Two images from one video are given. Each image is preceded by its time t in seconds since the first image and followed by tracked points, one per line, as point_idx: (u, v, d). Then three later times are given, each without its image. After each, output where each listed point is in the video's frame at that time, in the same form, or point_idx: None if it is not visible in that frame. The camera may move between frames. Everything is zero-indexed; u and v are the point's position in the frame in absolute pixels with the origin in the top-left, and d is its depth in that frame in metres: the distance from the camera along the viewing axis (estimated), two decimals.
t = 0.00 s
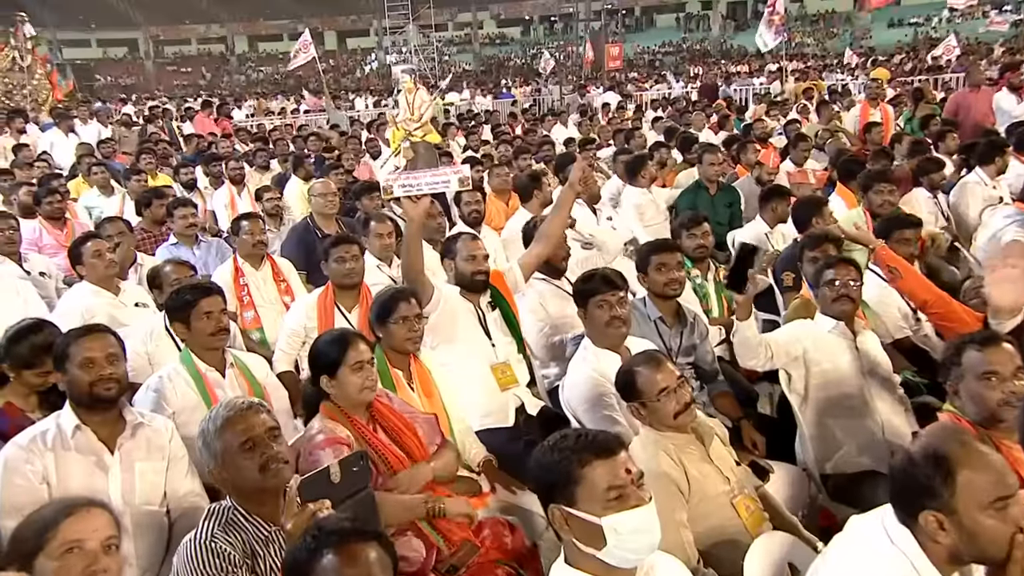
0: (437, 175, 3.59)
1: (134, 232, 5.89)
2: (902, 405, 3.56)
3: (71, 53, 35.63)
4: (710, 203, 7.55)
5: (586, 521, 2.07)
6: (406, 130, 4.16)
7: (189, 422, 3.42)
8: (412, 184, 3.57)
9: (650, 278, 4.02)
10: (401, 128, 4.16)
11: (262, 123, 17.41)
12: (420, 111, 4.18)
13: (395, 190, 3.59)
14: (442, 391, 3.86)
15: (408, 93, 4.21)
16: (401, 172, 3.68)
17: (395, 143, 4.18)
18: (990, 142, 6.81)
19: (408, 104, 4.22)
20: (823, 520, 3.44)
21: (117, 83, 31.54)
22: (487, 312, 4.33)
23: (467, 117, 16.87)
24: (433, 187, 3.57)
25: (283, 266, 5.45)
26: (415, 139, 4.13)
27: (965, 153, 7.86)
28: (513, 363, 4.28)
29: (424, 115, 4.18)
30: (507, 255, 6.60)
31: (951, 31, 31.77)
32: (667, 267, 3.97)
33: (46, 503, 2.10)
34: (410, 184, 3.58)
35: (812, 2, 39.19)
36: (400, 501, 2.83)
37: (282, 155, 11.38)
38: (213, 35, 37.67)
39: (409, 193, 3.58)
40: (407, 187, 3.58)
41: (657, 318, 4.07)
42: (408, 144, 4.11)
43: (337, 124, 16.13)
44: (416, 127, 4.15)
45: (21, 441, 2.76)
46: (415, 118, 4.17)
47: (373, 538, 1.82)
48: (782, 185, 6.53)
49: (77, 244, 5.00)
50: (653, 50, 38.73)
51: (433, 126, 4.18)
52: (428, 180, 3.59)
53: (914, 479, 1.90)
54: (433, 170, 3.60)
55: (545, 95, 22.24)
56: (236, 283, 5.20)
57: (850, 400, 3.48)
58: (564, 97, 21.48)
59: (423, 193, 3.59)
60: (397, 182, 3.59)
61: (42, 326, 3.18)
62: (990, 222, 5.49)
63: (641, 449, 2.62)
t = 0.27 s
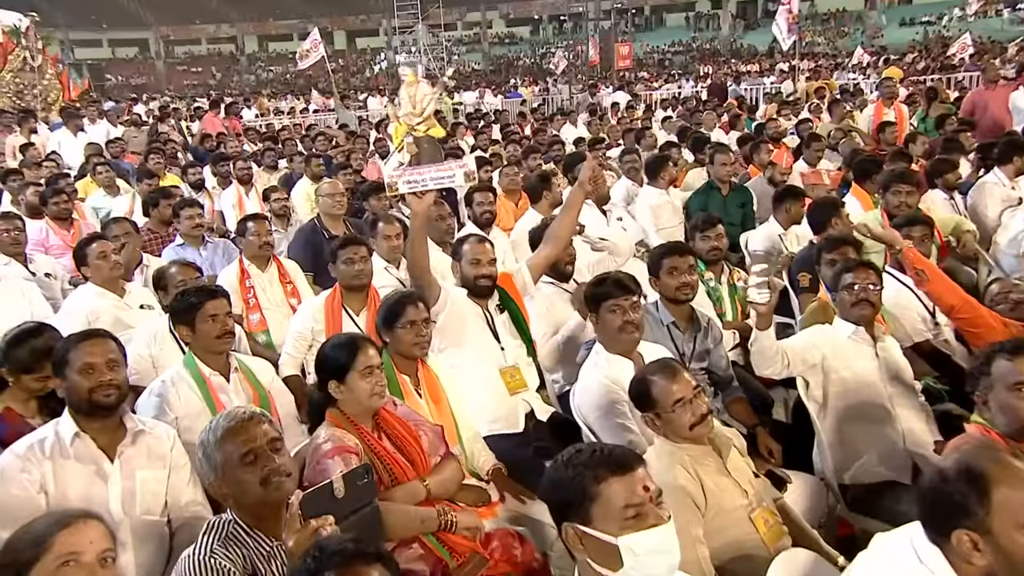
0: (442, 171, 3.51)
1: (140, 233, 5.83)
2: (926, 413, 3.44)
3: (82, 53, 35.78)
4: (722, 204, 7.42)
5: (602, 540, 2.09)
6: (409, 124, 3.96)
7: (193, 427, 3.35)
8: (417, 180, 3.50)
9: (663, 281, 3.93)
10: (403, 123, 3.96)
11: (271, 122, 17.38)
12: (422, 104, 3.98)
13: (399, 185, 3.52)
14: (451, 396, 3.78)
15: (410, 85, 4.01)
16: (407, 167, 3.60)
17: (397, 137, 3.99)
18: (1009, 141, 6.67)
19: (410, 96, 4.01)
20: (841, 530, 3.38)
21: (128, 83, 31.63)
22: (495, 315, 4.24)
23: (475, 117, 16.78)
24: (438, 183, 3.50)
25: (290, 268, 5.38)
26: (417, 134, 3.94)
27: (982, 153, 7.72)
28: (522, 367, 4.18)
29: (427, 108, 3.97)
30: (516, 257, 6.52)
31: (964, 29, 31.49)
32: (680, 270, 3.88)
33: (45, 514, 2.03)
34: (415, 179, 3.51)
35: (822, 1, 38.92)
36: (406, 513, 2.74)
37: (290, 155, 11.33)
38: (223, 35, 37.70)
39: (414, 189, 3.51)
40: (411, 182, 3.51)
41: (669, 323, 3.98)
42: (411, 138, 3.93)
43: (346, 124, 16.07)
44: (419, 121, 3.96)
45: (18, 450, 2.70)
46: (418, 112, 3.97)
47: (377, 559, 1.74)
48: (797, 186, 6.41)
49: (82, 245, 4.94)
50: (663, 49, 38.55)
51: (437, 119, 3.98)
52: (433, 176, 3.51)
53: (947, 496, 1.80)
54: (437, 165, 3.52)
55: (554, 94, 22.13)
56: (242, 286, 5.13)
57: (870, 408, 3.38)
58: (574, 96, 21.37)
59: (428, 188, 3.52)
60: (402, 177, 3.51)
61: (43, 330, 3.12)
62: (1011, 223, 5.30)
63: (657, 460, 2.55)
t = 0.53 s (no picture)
0: (442, 165, 3.53)
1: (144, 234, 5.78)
2: (945, 421, 3.36)
3: (90, 53, 35.89)
4: (732, 205, 7.33)
5: (617, 556, 2.02)
6: (406, 123, 3.66)
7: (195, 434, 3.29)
8: (418, 178, 3.51)
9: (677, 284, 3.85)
10: (400, 121, 3.67)
11: (278, 122, 17.35)
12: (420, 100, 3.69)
13: (400, 183, 3.51)
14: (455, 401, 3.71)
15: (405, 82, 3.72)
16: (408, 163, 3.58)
17: (393, 136, 3.69)
18: None
19: (404, 94, 3.72)
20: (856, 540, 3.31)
21: (137, 83, 31.69)
22: (501, 318, 4.16)
23: (482, 116, 16.72)
24: (439, 177, 3.52)
25: (294, 270, 5.33)
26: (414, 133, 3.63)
27: (997, 154, 7.62)
28: (529, 372, 4.12)
29: (423, 105, 3.68)
30: (523, 258, 6.44)
31: (974, 29, 31.27)
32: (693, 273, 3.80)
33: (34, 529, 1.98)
34: (415, 177, 3.51)
35: (831, 1, 38.76)
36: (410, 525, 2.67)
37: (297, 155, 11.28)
38: (232, 35, 37.73)
39: (414, 186, 3.52)
40: (412, 180, 3.51)
41: (682, 326, 3.90)
42: (408, 137, 3.63)
43: (352, 124, 16.03)
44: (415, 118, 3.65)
45: (14, 458, 2.64)
46: (414, 109, 3.66)
47: None
48: (808, 186, 6.32)
49: (85, 246, 4.89)
50: (671, 49, 38.44)
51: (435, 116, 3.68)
52: (434, 170, 3.53)
53: (979, 516, 1.73)
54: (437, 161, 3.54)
55: (562, 94, 22.06)
56: (246, 287, 5.07)
57: (887, 415, 3.30)
58: (581, 96, 21.29)
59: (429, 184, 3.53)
60: (403, 176, 3.51)
61: (41, 333, 3.05)
62: None
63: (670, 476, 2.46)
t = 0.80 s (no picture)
0: (446, 166, 3.36)
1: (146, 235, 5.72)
2: (965, 427, 3.25)
3: (97, 53, 35.97)
4: (741, 206, 7.24)
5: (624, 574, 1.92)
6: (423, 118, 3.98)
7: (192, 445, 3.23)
8: (422, 180, 3.36)
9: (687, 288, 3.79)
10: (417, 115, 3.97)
11: (283, 122, 17.30)
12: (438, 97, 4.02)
13: (404, 186, 3.36)
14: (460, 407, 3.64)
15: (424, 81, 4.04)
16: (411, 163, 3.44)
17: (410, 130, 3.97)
18: None
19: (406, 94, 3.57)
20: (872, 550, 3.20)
21: (143, 84, 31.70)
22: (506, 321, 4.08)
23: (488, 116, 16.65)
24: (442, 180, 3.36)
25: (297, 271, 5.26)
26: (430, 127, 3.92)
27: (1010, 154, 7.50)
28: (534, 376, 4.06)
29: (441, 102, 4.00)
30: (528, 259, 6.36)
31: (983, 27, 31.05)
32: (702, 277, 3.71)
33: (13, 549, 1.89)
34: (419, 179, 3.36)
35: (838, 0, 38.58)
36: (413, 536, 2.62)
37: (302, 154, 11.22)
38: (238, 34, 37.71)
39: (418, 189, 3.37)
40: (416, 182, 3.36)
41: (692, 329, 3.83)
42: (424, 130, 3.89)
43: (357, 123, 15.97)
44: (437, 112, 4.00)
45: (6, 467, 2.57)
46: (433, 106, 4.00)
47: None
48: (818, 187, 6.23)
49: (85, 247, 4.82)
50: (677, 49, 38.30)
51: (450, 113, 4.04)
52: (437, 173, 3.37)
53: (1015, 539, 1.63)
54: (441, 161, 3.36)
55: (567, 94, 21.97)
56: (248, 289, 5.02)
57: (904, 423, 3.20)
58: (587, 96, 21.19)
59: (434, 187, 3.37)
60: (406, 176, 3.36)
61: (36, 339, 2.98)
62: None
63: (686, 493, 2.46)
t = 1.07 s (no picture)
0: (447, 167, 3.22)
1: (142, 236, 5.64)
2: (980, 437, 3.16)
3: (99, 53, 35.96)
4: (746, 207, 7.16)
5: None
6: (417, 116, 3.57)
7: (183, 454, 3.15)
8: (421, 176, 3.24)
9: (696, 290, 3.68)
10: (412, 114, 3.57)
11: (283, 121, 17.23)
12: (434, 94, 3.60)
13: (403, 183, 3.26)
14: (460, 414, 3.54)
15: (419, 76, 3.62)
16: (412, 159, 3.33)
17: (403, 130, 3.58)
18: None
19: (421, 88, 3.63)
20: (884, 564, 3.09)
21: (144, 84, 31.65)
22: (507, 326, 3.98)
23: (489, 116, 16.57)
24: (442, 180, 3.22)
25: (294, 274, 5.25)
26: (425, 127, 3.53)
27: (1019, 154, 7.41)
28: (537, 382, 3.93)
29: (438, 101, 3.60)
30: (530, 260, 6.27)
31: (985, 28, 30.97)
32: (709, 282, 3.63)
33: None
34: (418, 176, 3.25)
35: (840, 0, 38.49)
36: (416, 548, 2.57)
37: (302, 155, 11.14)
38: (239, 34, 37.65)
39: (417, 186, 3.26)
40: (414, 179, 3.25)
41: (697, 333, 3.75)
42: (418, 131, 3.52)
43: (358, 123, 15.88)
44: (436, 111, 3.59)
45: None
46: (428, 104, 3.58)
47: None
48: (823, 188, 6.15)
49: (79, 249, 4.74)
50: (679, 49, 38.22)
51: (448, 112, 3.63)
52: (437, 172, 3.23)
53: None
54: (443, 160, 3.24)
55: (569, 94, 21.90)
56: (244, 293, 5.02)
57: (918, 433, 3.12)
58: (589, 96, 21.12)
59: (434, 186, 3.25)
60: (406, 172, 3.26)
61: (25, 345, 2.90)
62: None
63: (695, 509, 2.39)
